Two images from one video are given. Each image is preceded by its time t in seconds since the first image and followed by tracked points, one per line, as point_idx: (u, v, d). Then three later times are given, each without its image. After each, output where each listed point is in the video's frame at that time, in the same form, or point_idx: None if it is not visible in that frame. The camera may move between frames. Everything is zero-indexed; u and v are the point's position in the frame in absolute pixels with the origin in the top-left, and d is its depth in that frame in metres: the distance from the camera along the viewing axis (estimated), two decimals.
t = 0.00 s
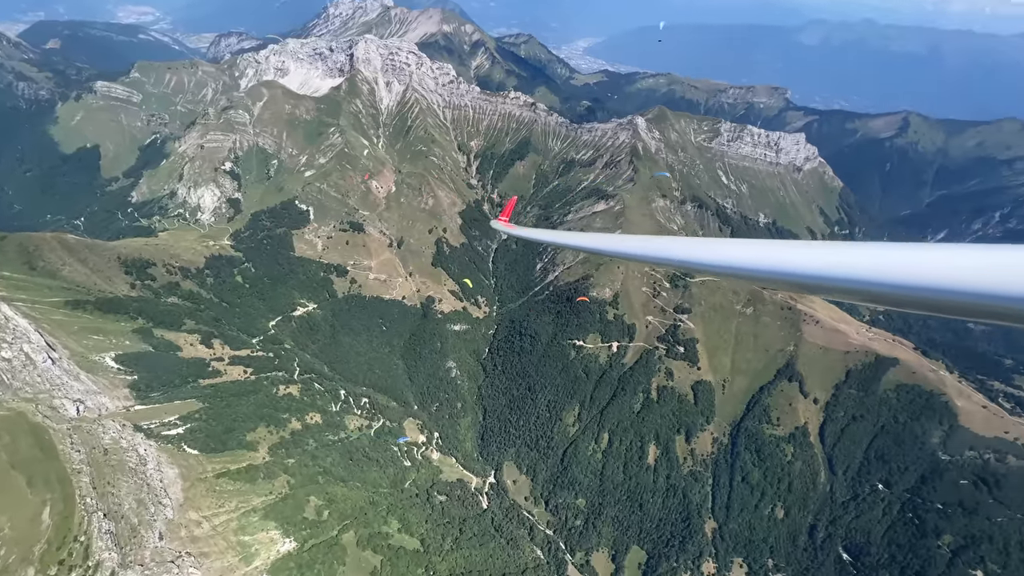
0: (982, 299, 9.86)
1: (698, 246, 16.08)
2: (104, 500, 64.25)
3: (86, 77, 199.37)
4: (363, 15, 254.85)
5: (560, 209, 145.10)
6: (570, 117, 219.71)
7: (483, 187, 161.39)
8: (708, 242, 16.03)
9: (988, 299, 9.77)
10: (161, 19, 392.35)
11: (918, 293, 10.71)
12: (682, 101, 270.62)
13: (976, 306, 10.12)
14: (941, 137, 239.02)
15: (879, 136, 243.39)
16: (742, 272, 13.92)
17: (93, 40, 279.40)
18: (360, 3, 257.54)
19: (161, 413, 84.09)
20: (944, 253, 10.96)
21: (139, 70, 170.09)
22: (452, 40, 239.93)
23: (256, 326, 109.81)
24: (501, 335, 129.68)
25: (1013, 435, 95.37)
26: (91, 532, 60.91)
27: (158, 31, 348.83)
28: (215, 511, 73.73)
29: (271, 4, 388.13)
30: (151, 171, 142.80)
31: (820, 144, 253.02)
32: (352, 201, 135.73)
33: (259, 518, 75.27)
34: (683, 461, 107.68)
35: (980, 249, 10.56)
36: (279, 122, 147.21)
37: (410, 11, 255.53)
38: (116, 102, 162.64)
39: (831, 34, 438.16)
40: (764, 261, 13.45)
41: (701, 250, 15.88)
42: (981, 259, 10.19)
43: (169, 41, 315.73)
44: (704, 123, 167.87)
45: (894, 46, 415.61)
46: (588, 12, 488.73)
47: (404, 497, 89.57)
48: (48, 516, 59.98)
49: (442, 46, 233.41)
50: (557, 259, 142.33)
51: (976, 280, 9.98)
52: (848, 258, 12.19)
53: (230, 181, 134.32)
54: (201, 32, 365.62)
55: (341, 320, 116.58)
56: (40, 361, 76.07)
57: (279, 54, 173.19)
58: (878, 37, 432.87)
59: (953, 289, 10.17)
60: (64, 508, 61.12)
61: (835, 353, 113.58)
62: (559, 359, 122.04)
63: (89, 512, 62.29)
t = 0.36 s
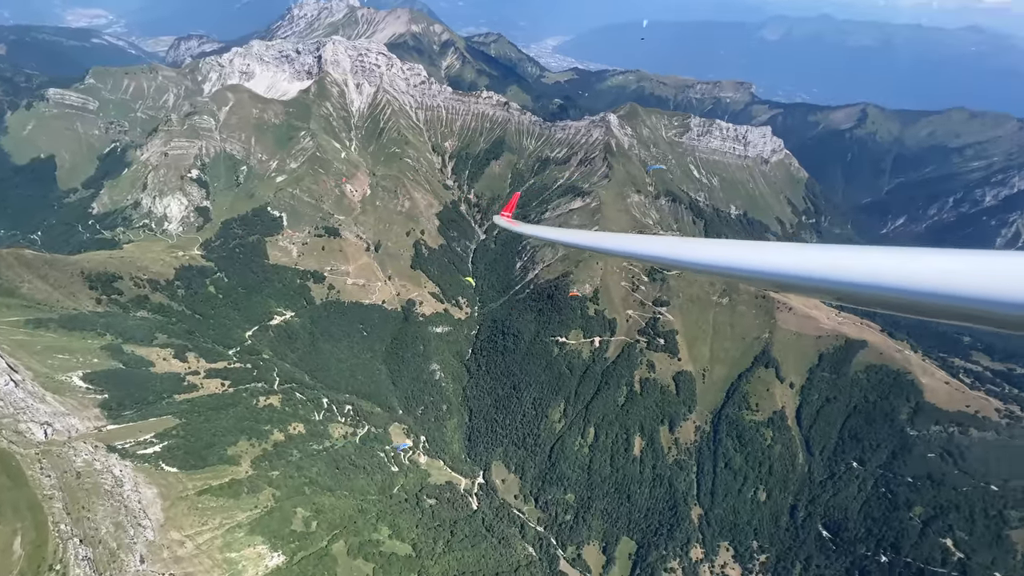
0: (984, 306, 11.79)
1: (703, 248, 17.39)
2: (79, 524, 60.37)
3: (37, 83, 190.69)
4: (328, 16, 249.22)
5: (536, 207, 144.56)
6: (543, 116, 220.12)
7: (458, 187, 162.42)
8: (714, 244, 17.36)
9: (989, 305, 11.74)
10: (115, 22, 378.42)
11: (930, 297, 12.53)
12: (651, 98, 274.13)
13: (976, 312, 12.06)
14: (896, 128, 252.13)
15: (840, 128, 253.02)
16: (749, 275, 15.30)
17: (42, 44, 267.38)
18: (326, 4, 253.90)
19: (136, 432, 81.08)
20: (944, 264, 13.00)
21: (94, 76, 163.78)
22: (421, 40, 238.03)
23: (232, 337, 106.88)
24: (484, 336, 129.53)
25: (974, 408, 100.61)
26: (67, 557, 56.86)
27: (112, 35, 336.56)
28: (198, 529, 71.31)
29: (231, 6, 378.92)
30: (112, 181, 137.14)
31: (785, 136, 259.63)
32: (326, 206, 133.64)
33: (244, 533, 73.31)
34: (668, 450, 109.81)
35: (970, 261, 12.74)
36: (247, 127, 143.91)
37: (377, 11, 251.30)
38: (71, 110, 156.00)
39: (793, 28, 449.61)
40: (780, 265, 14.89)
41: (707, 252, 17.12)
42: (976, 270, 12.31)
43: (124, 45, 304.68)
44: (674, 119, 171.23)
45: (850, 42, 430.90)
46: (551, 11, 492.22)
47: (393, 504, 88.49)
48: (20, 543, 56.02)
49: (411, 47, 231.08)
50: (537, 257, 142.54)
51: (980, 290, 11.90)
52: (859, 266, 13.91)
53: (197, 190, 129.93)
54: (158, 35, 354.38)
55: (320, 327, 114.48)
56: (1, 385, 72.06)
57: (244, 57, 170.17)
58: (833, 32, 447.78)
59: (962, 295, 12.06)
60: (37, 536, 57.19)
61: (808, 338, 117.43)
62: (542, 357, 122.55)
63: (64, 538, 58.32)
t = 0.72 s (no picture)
0: (972, 310, 10.42)
1: (696, 248, 16.65)
2: (51, 552, 58.14)
3: None
4: (291, 17, 247.33)
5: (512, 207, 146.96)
6: (516, 115, 219.96)
7: (433, 188, 162.98)
8: (707, 245, 16.61)
9: (978, 308, 10.35)
10: (65, 26, 362.67)
11: (916, 299, 11.27)
12: (621, 94, 276.61)
13: (967, 317, 10.70)
14: (853, 119, 262.42)
15: (803, 120, 261.51)
16: (737, 272, 14.55)
17: None
18: (288, 6, 248.66)
19: (109, 453, 77.64)
20: (944, 263, 11.66)
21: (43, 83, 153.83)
22: (389, 41, 235.11)
23: (206, 350, 103.46)
24: (466, 337, 129.02)
25: (938, 384, 106.75)
26: None
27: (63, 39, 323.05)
28: (181, 551, 68.97)
29: (189, 7, 367.77)
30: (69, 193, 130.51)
31: (750, 129, 266.86)
32: (299, 211, 130.89)
33: (231, 549, 71.45)
34: (652, 441, 111.70)
35: (977, 262, 11.32)
36: (212, 134, 140.15)
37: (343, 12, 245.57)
38: (20, 119, 145.45)
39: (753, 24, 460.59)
40: (764, 262, 14.14)
41: (700, 252, 16.39)
42: (972, 272, 10.95)
43: (76, 49, 292.16)
44: (644, 115, 173.77)
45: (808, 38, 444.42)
46: (515, 10, 492.10)
47: (382, 511, 87.10)
48: None
49: (379, 48, 227.83)
50: (516, 256, 142.27)
51: (971, 292, 10.59)
52: (849, 266, 12.80)
53: (162, 200, 125.32)
54: (112, 39, 341.47)
55: (299, 336, 112.10)
56: None
57: (205, 61, 161.54)
58: (790, 28, 460.53)
59: (948, 297, 10.73)
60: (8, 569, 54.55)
61: (781, 324, 120.91)
62: (525, 356, 122.59)
63: (37, 569, 55.77)
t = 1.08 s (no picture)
0: (967, 309, 9.94)
1: (706, 249, 16.70)
2: None
3: None
4: (254, 19, 237.82)
5: (490, 206, 152.03)
6: (488, 114, 219.64)
7: (409, 189, 162.00)
8: (715, 245, 16.63)
9: (972, 309, 9.89)
10: (11, 29, 346.18)
11: (912, 300, 10.87)
12: (591, 91, 277.85)
13: (962, 317, 10.22)
14: (816, 111, 270.89)
15: (766, 113, 268.54)
16: (738, 271, 14.44)
17: None
18: (250, 6, 242.78)
19: (82, 475, 74.42)
20: (949, 264, 11.21)
21: None
22: (357, 41, 231.40)
23: (179, 364, 99.41)
24: (447, 339, 128.25)
25: (903, 363, 111.28)
26: None
27: (10, 44, 308.92)
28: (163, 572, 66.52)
29: (144, 9, 355.38)
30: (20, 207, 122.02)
31: (717, 123, 272.22)
32: (271, 218, 128.03)
33: (217, 568, 69.23)
34: (637, 432, 113.37)
35: (979, 262, 10.82)
36: (175, 140, 136.00)
37: (307, 13, 240.51)
38: None
39: (716, 20, 468.58)
40: (765, 263, 13.98)
41: (710, 253, 16.44)
42: (971, 273, 10.49)
43: (24, 54, 279.36)
44: (616, 112, 176.34)
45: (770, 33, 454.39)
46: (480, 8, 489.41)
47: (371, 519, 85.64)
48: None
49: (346, 49, 223.75)
50: (494, 256, 141.63)
51: (965, 292, 10.14)
52: (851, 267, 12.52)
53: (124, 211, 120.70)
54: (63, 43, 327.85)
55: (277, 345, 109.41)
56: None
57: (164, 64, 158.53)
58: (751, 24, 471.02)
59: (940, 298, 10.32)
60: None
61: (756, 313, 124.07)
62: (507, 355, 122.51)
63: None
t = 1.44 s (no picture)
0: (963, 316, 9.22)
1: (679, 252, 15.79)
2: None
3: None
4: (214, 21, 232.80)
5: (468, 206, 152.11)
6: (461, 114, 218.83)
7: (384, 191, 160.67)
8: (692, 248, 15.79)
9: (968, 316, 9.17)
10: None
11: (901, 306, 10.13)
12: (563, 90, 278.21)
13: (957, 324, 9.50)
14: (779, 105, 279.51)
15: (733, 108, 275.41)
16: (717, 276, 13.63)
17: None
18: (209, 8, 236.28)
19: (53, 500, 71.17)
20: (941, 269, 10.51)
21: None
22: (324, 42, 226.93)
23: (151, 379, 95.06)
24: (429, 341, 127.20)
25: (870, 345, 115.95)
26: None
27: None
28: None
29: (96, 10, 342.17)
30: None
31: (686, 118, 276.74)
32: (242, 225, 124.79)
33: None
34: (622, 425, 114.73)
35: (974, 269, 10.12)
36: (136, 147, 131.43)
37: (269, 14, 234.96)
38: None
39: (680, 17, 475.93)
40: (745, 267, 13.16)
41: (686, 256, 15.51)
42: (966, 280, 9.79)
43: None
44: (588, 109, 178.48)
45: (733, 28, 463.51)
46: (445, 7, 486.35)
47: (359, 527, 83.63)
48: None
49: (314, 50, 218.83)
50: (473, 256, 140.74)
51: (961, 299, 9.42)
52: (836, 270, 11.73)
53: (85, 223, 115.95)
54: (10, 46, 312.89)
55: (254, 355, 106.48)
56: None
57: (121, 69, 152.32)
58: (714, 20, 479.81)
59: (933, 305, 9.58)
60: None
61: (731, 303, 126.90)
62: (490, 355, 122.08)
63: None
